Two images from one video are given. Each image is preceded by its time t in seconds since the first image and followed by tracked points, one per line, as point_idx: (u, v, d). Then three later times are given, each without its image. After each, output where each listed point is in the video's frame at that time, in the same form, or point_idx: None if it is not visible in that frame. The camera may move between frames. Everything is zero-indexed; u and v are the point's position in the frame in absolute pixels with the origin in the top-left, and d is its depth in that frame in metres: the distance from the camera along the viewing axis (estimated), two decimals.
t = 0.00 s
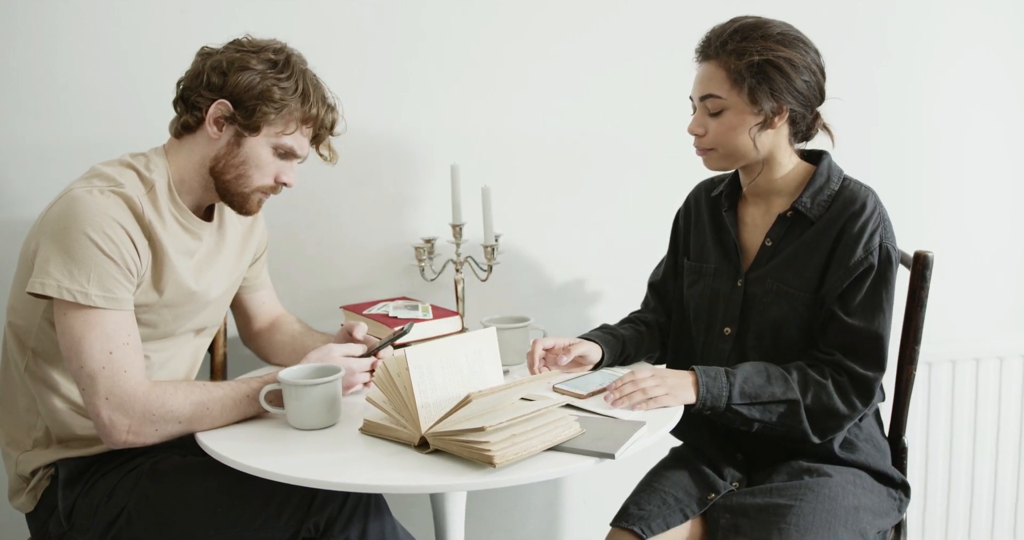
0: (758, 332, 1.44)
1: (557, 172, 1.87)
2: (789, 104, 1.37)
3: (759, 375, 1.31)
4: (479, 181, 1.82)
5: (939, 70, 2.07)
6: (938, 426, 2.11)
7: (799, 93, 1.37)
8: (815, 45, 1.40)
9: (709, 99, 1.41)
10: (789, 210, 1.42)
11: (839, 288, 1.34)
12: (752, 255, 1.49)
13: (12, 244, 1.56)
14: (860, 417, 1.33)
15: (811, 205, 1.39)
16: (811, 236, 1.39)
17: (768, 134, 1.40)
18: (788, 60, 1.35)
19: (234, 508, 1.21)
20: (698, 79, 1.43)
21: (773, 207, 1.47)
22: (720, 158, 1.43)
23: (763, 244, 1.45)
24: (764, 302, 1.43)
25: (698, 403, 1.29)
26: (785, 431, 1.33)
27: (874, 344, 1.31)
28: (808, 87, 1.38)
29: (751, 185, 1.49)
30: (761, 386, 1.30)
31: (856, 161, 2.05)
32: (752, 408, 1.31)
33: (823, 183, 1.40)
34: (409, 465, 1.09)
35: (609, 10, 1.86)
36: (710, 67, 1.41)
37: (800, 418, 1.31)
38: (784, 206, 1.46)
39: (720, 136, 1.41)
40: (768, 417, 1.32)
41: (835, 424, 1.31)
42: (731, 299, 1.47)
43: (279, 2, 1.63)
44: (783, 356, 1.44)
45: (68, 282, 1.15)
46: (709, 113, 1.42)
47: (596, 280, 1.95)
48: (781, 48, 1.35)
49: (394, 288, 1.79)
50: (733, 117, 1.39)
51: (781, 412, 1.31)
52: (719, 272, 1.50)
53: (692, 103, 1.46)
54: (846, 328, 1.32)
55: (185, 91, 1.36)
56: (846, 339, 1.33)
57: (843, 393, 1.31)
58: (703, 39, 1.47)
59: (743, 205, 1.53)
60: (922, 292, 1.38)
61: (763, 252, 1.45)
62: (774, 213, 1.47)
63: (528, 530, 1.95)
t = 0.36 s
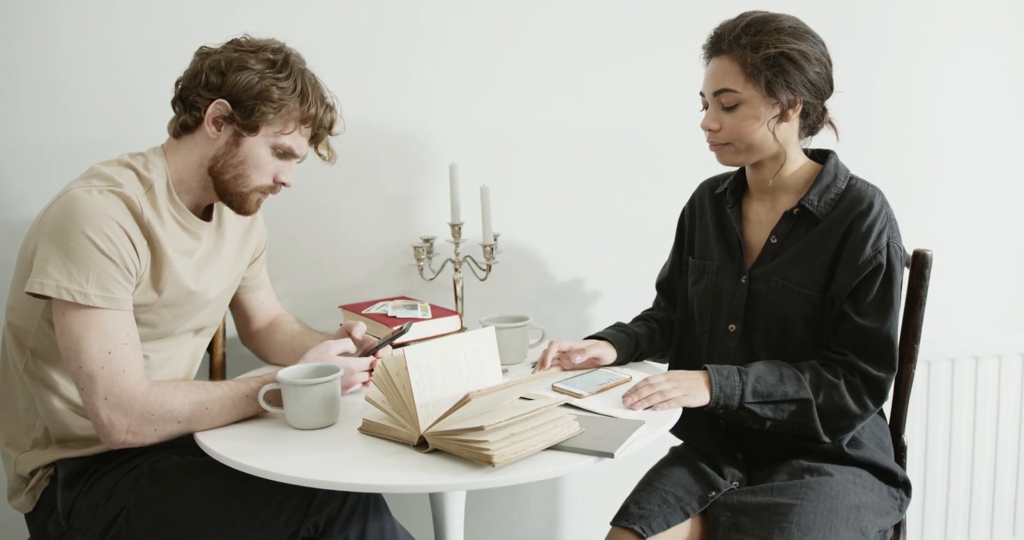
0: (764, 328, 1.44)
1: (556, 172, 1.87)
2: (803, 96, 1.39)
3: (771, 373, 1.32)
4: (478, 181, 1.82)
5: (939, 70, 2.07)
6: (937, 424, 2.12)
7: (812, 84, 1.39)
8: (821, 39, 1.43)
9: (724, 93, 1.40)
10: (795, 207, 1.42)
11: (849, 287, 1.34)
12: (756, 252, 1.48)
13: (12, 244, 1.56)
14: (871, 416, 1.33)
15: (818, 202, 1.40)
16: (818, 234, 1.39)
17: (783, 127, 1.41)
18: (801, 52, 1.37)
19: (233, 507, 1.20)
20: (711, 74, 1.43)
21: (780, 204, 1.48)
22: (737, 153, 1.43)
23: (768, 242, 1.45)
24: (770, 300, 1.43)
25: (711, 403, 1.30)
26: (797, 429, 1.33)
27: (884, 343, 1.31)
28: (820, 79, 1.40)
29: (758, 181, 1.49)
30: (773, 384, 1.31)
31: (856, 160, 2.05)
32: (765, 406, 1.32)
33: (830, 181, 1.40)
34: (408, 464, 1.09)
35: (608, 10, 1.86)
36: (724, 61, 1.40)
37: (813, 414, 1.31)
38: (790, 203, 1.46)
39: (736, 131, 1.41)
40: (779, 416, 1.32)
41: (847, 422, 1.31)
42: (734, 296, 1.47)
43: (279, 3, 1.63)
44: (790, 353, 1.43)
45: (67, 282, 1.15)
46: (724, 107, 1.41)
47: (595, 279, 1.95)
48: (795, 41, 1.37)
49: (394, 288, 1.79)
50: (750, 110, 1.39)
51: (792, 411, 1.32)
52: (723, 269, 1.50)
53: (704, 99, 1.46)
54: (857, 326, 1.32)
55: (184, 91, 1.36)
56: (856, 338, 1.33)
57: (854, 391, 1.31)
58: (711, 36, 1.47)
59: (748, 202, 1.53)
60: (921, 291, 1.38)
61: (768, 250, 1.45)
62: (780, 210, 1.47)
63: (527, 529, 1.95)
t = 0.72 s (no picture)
0: (766, 329, 1.44)
1: (556, 172, 1.87)
2: (810, 92, 1.39)
3: (774, 381, 1.32)
4: (478, 181, 1.82)
5: (940, 70, 2.07)
6: (937, 424, 2.12)
7: (819, 81, 1.39)
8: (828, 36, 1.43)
9: (730, 91, 1.41)
10: (803, 209, 1.42)
11: (855, 294, 1.34)
12: (761, 251, 1.48)
13: (12, 244, 1.56)
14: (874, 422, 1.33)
15: (826, 206, 1.39)
16: (824, 239, 1.39)
17: (790, 124, 1.40)
18: (807, 49, 1.37)
19: (233, 508, 1.20)
20: (717, 72, 1.43)
21: (786, 205, 1.47)
22: (743, 151, 1.42)
23: (773, 243, 1.45)
24: (775, 301, 1.42)
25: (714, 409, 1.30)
26: (798, 435, 1.33)
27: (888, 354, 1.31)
28: (827, 75, 1.39)
29: (765, 180, 1.49)
30: (776, 392, 1.31)
31: (857, 159, 2.05)
32: (767, 413, 1.32)
33: (839, 185, 1.40)
34: (408, 465, 1.09)
35: (608, 10, 1.86)
36: (730, 59, 1.41)
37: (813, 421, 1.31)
38: (795, 206, 1.46)
39: (742, 128, 1.41)
40: (781, 423, 1.32)
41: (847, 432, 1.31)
42: (738, 295, 1.47)
43: (279, 3, 1.63)
44: (792, 356, 1.43)
45: (67, 282, 1.15)
46: (730, 105, 1.42)
47: (595, 279, 1.95)
48: (801, 37, 1.37)
49: (393, 288, 1.79)
50: (756, 107, 1.39)
51: (793, 419, 1.32)
52: (728, 268, 1.50)
53: (710, 98, 1.46)
54: (862, 335, 1.32)
55: (184, 91, 1.36)
56: (861, 347, 1.33)
57: (856, 401, 1.31)
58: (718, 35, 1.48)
59: (756, 201, 1.53)
60: (921, 292, 1.38)
61: (773, 251, 1.45)
62: (786, 211, 1.47)
63: (527, 529, 1.95)
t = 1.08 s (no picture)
0: (768, 329, 1.44)
1: (556, 172, 1.87)
2: (815, 91, 1.38)
3: (774, 383, 1.32)
4: (478, 180, 1.82)
5: (940, 70, 2.07)
6: (937, 423, 2.12)
7: (825, 80, 1.38)
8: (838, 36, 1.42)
9: (734, 88, 1.41)
10: (809, 211, 1.42)
11: (859, 297, 1.34)
12: (766, 251, 1.48)
13: (12, 244, 1.56)
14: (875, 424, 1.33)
15: (832, 208, 1.39)
16: (829, 241, 1.39)
17: (794, 123, 1.40)
18: (813, 47, 1.36)
19: (232, 507, 1.20)
20: (723, 71, 1.44)
21: (792, 206, 1.47)
22: (746, 149, 1.43)
23: (778, 243, 1.45)
24: (778, 301, 1.42)
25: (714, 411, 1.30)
26: (799, 436, 1.33)
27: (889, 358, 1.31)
28: (834, 75, 1.39)
29: (772, 180, 1.49)
30: (776, 395, 1.31)
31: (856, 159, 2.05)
32: (767, 416, 1.32)
33: (846, 187, 1.40)
34: (407, 464, 1.09)
35: (608, 10, 1.86)
36: (735, 57, 1.42)
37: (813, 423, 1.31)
38: (801, 207, 1.46)
39: (746, 126, 1.41)
40: (780, 425, 1.33)
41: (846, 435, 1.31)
42: (742, 294, 1.47)
43: (279, 2, 1.63)
44: (794, 357, 1.43)
45: (67, 282, 1.15)
46: (735, 102, 1.42)
47: (595, 278, 1.95)
48: (808, 36, 1.37)
49: (393, 288, 1.80)
50: (760, 105, 1.39)
51: (793, 421, 1.32)
52: (732, 266, 1.50)
53: (717, 97, 1.47)
54: (865, 338, 1.32)
55: (184, 91, 1.36)
56: (863, 350, 1.33)
57: (857, 405, 1.31)
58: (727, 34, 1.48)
59: (763, 200, 1.53)
60: (921, 292, 1.38)
61: (778, 251, 1.45)
62: (792, 212, 1.47)
63: (527, 529, 1.95)
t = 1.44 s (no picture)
0: (775, 326, 1.44)
1: (556, 172, 1.88)
2: (821, 90, 1.38)
3: (775, 386, 1.33)
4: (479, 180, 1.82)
5: (940, 70, 2.07)
6: (938, 423, 2.12)
7: (832, 79, 1.38)
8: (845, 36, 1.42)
9: (741, 87, 1.42)
10: (819, 208, 1.41)
11: (868, 293, 1.34)
12: (774, 248, 1.48)
13: (12, 244, 1.56)
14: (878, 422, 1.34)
15: (842, 204, 1.39)
16: (838, 237, 1.39)
17: (800, 122, 1.40)
18: (820, 46, 1.36)
19: (234, 507, 1.21)
20: (730, 69, 1.44)
21: (800, 204, 1.47)
22: (752, 148, 1.43)
23: (787, 240, 1.45)
24: (786, 297, 1.42)
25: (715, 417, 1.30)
26: (803, 436, 1.33)
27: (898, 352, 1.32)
28: (840, 74, 1.39)
29: (780, 177, 1.49)
30: (778, 398, 1.32)
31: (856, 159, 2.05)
32: (768, 420, 1.32)
33: (855, 184, 1.40)
34: (408, 464, 1.09)
35: (608, 10, 1.86)
36: (742, 55, 1.42)
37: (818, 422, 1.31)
38: (809, 204, 1.46)
39: (752, 124, 1.41)
40: (784, 428, 1.33)
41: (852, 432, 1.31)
42: (749, 292, 1.47)
43: (279, 3, 1.63)
44: (802, 354, 1.43)
45: (69, 282, 1.16)
46: (741, 101, 1.42)
47: (595, 278, 1.95)
48: (815, 35, 1.37)
49: (394, 288, 1.80)
50: (766, 103, 1.39)
51: (796, 423, 1.32)
52: (740, 264, 1.50)
53: (723, 95, 1.47)
54: (873, 332, 1.32)
55: (186, 91, 1.37)
56: (872, 346, 1.33)
57: (860, 404, 1.31)
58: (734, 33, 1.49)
59: (771, 198, 1.53)
60: (926, 292, 1.38)
61: (787, 247, 1.45)
62: (800, 210, 1.47)
63: (528, 529, 1.95)
